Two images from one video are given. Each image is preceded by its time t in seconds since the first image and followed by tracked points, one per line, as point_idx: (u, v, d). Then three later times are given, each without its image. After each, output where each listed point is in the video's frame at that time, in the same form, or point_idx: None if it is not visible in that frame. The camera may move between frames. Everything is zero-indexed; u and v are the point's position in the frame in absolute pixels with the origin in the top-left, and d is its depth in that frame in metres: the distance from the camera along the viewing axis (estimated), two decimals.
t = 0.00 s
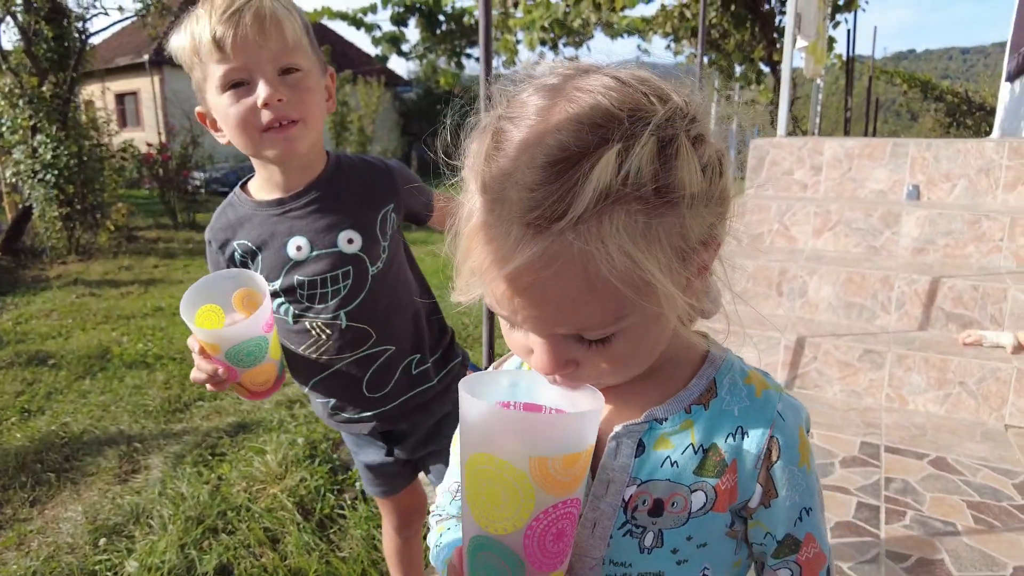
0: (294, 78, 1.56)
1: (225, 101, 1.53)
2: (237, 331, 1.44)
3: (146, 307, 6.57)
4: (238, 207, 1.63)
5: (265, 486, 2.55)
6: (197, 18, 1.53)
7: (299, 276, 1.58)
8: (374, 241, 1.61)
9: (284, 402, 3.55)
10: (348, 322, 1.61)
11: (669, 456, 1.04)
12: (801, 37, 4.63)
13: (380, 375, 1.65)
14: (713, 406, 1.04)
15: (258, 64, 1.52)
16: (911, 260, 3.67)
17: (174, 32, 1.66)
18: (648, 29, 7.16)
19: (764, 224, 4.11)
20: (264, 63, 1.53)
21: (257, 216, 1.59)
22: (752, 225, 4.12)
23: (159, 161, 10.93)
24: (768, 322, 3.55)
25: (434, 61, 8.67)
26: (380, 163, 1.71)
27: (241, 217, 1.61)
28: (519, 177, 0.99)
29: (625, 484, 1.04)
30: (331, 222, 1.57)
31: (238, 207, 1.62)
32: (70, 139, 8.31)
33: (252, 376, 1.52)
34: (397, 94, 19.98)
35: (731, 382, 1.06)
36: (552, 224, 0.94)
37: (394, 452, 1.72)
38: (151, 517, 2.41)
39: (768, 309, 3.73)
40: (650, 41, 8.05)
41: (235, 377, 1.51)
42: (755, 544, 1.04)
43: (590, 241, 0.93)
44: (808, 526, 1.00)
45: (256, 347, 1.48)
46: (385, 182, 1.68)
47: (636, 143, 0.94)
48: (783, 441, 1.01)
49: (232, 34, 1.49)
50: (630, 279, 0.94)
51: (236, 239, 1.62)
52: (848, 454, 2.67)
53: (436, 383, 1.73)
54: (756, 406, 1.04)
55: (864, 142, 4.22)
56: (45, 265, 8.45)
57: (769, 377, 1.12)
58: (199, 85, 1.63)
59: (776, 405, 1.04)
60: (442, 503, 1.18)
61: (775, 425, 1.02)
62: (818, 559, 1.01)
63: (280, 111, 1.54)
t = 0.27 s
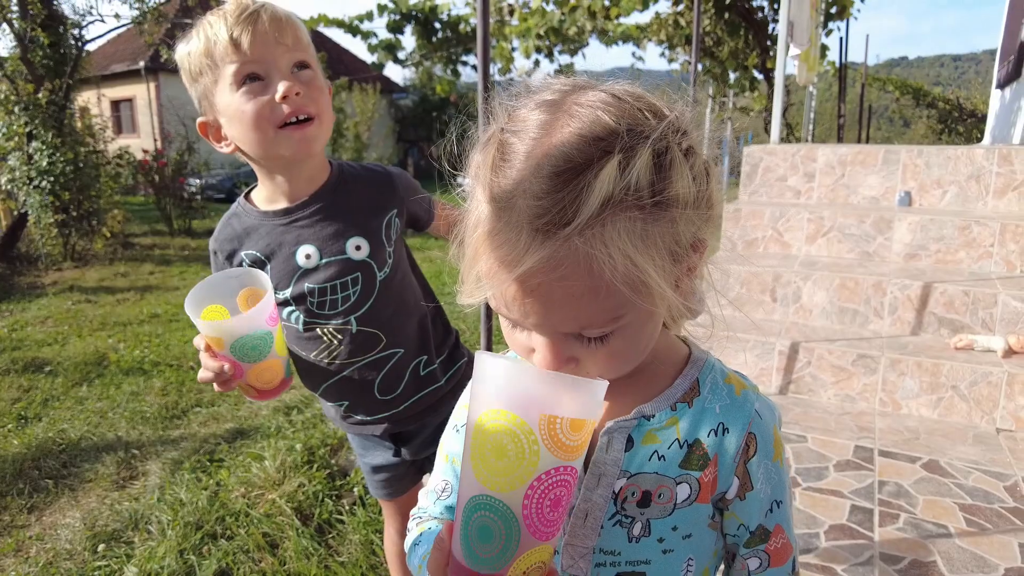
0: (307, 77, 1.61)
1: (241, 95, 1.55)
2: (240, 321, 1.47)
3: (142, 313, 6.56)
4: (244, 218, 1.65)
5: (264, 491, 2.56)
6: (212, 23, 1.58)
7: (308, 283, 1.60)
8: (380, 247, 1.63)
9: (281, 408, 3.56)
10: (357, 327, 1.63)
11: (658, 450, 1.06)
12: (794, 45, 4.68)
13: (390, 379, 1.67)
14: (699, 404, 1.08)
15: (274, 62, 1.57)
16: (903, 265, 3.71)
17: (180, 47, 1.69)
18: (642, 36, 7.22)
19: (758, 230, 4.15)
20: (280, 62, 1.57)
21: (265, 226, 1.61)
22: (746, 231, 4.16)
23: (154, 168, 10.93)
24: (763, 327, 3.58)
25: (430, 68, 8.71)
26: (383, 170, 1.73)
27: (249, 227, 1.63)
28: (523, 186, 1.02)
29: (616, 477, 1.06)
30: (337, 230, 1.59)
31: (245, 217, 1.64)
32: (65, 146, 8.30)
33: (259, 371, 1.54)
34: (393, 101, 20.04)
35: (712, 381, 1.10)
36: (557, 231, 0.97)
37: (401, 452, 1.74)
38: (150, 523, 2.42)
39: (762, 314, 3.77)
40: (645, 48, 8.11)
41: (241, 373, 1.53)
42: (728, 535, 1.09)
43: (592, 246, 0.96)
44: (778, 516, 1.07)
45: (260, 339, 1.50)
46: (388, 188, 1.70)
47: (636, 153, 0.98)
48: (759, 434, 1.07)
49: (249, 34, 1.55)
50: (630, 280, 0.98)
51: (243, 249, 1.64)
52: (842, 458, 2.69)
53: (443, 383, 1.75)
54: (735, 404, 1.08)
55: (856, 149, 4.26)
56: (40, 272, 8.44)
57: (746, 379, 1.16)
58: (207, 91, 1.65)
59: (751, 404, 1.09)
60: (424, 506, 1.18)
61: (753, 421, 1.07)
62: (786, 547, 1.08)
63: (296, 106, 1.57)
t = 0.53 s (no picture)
0: (319, 93, 1.62)
1: (256, 111, 1.56)
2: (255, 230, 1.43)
3: (141, 321, 6.57)
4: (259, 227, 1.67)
5: (265, 499, 2.56)
6: (225, 39, 1.59)
7: (319, 289, 1.60)
8: (391, 255, 1.65)
9: (281, 416, 3.56)
10: (370, 333, 1.64)
11: (667, 451, 1.08)
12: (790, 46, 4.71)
13: (403, 386, 1.69)
14: (706, 406, 1.10)
15: (287, 79, 1.58)
16: (900, 273, 3.74)
17: (192, 63, 1.70)
18: (640, 45, 7.27)
19: (755, 238, 4.17)
20: (293, 79, 1.58)
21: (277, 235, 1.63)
22: (743, 239, 4.18)
23: (153, 176, 10.95)
24: (760, 335, 3.60)
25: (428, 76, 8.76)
26: (393, 179, 1.75)
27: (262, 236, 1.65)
28: (532, 186, 1.05)
29: (628, 477, 1.08)
30: (349, 237, 1.61)
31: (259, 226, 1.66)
32: (65, 153, 8.31)
33: (264, 298, 1.49)
34: (391, 108, 20.18)
35: (715, 385, 1.13)
36: (564, 222, 0.99)
37: (414, 459, 1.78)
38: (151, 532, 2.42)
39: (760, 322, 3.78)
40: (642, 57, 8.17)
41: (246, 295, 1.48)
42: (735, 530, 1.13)
43: (597, 238, 0.98)
44: (781, 510, 1.12)
45: (273, 257, 1.45)
46: (398, 197, 1.72)
47: (639, 155, 1.01)
48: (762, 431, 1.11)
49: (263, 52, 1.56)
50: (634, 272, 0.99)
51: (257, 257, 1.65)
52: (839, 465, 2.70)
53: (455, 389, 1.78)
54: (734, 404, 1.11)
55: (852, 157, 4.29)
56: (39, 279, 8.45)
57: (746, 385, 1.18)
58: (219, 107, 1.65)
59: (752, 403, 1.13)
60: (432, 515, 1.20)
61: (757, 419, 1.12)
62: (787, 540, 1.13)
63: (310, 122, 1.57)
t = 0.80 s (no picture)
0: (327, 117, 1.61)
1: (262, 136, 1.54)
2: (257, 234, 1.44)
3: (139, 331, 6.55)
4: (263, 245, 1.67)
5: (262, 512, 2.54)
6: (234, 62, 1.58)
7: (324, 309, 1.60)
8: (395, 273, 1.64)
9: (279, 427, 3.55)
10: (375, 351, 1.64)
11: (699, 472, 1.10)
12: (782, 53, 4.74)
13: (409, 404, 1.68)
14: (736, 424, 1.13)
15: (295, 103, 1.56)
16: (899, 283, 3.74)
17: (198, 84, 1.68)
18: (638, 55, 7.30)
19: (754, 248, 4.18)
20: (302, 103, 1.57)
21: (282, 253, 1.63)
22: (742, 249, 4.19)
23: (152, 184, 10.95)
24: (760, 345, 3.59)
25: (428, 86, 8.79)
26: (397, 197, 1.74)
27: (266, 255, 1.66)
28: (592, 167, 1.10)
29: (660, 497, 1.10)
30: (352, 256, 1.60)
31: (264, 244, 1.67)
32: (64, 162, 8.31)
33: (258, 303, 1.47)
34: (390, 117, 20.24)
35: (745, 402, 1.16)
36: (628, 194, 1.04)
37: (423, 474, 1.76)
38: (147, 546, 2.40)
39: (760, 332, 3.77)
40: (640, 66, 8.21)
41: (241, 301, 1.46)
42: (769, 547, 1.12)
43: (670, 215, 1.03)
44: (815, 525, 1.12)
45: (272, 262, 1.45)
46: (402, 215, 1.71)
47: (702, 151, 1.11)
48: (794, 449, 1.12)
49: (272, 76, 1.55)
50: (699, 253, 1.05)
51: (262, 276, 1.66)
52: (840, 477, 2.69)
53: (462, 406, 1.75)
54: (763, 421, 1.13)
55: (851, 168, 4.29)
56: (37, 288, 8.44)
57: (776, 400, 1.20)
58: (226, 128, 1.64)
59: (782, 419, 1.14)
60: (471, 539, 1.22)
61: (788, 436, 1.12)
62: (821, 554, 1.12)
63: (319, 147, 1.56)
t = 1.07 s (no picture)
0: (324, 136, 1.61)
1: (258, 153, 1.53)
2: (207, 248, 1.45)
3: (135, 342, 6.54)
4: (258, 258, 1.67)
5: (257, 527, 2.52)
6: (233, 78, 1.58)
7: (314, 326, 1.59)
8: (389, 291, 1.63)
9: (274, 440, 3.53)
10: (366, 370, 1.63)
11: (758, 504, 1.10)
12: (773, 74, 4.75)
13: (401, 423, 1.67)
14: (795, 455, 1.12)
15: (293, 121, 1.56)
16: (896, 294, 3.74)
17: (195, 100, 1.68)
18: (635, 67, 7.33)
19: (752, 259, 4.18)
20: (300, 121, 1.57)
21: (274, 268, 1.62)
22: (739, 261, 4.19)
23: (150, 195, 10.93)
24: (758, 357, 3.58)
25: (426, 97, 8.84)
26: (393, 214, 1.74)
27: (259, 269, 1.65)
28: (667, 159, 1.28)
29: (720, 531, 1.10)
30: (345, 274, 1.60)
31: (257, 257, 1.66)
32: (62, 172, 8.32)
33: (219, 317, 1.47)
34: (388, 128, 20.32)
35: (802, 432, 1.15)
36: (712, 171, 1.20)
37: (414, 493, 1.75)
38: (139, 562, 2.38)
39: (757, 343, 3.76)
40: (637, 77, 8.25)
41: (202, 316, 1.47)
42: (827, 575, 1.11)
43: (755, 200, 1.18)
44: (874, 556, 1.10)
45: (224, 273, 1.46)
46: (397, 232, 1.71)
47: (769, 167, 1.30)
48: (853, 481, 1.10)
49: (271, 94, 1.55)
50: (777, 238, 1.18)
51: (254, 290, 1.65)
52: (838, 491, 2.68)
53: (456, 426, 1.74)
54: (829, 451, 1.12)
55: (847, 179, 4.30)
56: (33, 299, 8.42)
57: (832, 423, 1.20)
58: (221, 144, 1.63)
59: (840, 449, 1.13)
60: (534, 564, 1.28)
61: (845, 467, 1.11)
62: None
63: (316, 165, 1.56)
